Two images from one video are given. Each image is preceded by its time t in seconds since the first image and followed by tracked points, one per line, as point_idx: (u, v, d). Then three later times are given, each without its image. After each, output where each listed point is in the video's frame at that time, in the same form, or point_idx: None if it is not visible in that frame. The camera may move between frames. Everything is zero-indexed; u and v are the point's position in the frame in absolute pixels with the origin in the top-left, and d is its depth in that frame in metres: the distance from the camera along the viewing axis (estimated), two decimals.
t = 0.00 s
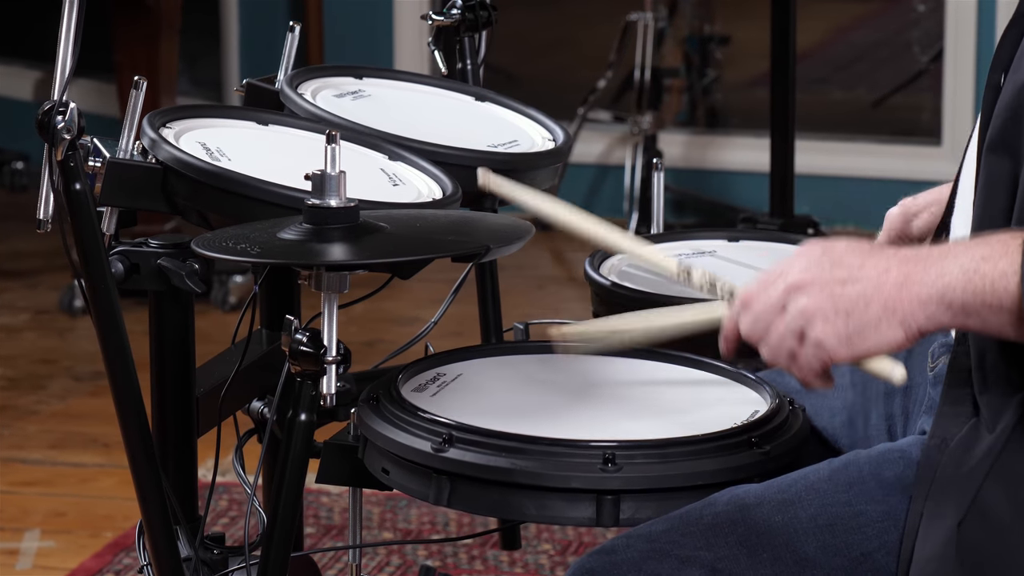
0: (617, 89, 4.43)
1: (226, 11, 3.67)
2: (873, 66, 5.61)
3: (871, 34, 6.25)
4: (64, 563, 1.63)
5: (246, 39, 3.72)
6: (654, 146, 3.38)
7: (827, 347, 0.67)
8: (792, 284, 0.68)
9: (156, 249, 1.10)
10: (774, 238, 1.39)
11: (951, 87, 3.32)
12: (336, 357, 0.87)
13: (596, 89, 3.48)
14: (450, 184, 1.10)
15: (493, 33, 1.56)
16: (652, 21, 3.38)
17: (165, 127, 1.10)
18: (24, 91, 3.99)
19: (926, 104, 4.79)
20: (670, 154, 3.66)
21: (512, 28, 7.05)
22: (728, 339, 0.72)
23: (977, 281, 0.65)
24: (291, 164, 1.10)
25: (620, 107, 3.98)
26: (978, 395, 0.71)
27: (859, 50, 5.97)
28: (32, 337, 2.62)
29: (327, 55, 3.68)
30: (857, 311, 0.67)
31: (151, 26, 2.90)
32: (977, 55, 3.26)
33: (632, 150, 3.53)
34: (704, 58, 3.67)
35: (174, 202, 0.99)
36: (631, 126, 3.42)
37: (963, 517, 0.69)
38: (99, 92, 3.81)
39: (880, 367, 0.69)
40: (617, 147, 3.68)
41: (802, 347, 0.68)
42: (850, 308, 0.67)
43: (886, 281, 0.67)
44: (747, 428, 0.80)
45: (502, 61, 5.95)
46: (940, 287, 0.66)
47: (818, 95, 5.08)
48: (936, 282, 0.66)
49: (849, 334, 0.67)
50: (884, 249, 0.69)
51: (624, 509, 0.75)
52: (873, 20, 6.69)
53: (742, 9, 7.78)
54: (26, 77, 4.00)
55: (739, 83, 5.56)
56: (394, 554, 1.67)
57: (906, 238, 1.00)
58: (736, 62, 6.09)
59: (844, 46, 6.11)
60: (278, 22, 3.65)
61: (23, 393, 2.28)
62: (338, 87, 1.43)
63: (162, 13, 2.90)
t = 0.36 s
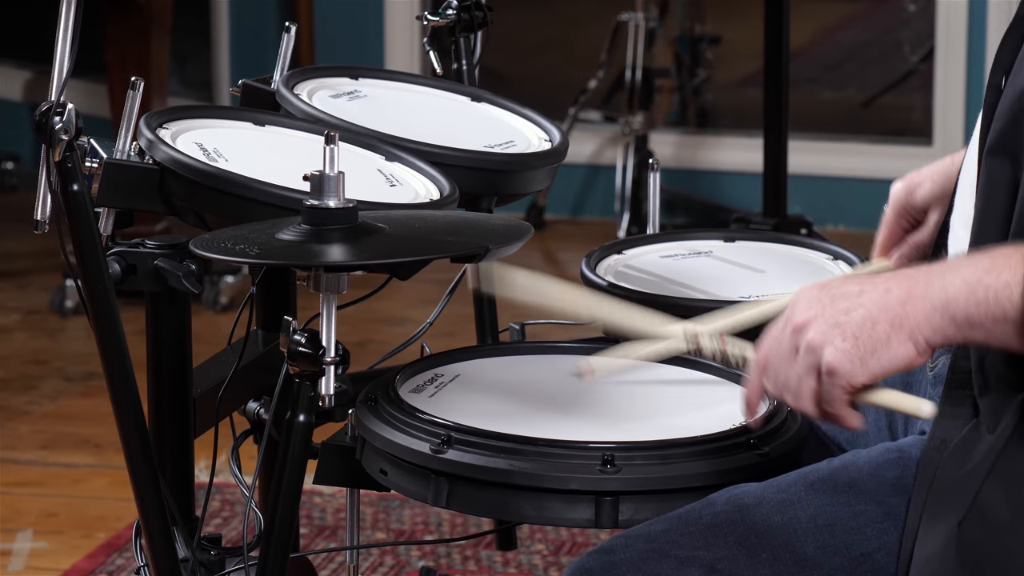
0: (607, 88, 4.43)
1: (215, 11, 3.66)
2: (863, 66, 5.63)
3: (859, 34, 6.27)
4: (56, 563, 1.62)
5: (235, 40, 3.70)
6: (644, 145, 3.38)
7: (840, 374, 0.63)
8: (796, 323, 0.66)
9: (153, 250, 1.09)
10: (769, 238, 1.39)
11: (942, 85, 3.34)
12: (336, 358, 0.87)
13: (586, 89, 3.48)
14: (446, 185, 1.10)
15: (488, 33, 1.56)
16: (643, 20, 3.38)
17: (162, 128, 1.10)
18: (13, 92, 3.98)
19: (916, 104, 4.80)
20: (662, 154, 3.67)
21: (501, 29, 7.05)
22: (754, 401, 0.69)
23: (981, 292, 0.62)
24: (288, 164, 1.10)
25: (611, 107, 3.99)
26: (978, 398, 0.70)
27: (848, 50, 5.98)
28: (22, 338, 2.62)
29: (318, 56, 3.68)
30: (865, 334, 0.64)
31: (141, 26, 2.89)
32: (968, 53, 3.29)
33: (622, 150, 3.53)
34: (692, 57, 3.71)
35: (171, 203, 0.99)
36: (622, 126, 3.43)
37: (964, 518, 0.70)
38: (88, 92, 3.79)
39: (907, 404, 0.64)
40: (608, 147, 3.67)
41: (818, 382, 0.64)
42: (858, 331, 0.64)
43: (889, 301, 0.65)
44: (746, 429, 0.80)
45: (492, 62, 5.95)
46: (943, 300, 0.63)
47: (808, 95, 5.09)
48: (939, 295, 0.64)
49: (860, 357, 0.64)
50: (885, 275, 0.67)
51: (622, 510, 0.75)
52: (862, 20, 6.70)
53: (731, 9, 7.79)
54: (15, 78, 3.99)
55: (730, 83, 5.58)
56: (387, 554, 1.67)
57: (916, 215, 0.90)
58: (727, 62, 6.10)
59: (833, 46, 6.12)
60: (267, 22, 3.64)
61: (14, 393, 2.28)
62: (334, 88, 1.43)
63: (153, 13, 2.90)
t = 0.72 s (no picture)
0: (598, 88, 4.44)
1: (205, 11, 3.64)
2: (851, 66, 5.64)
3: (848, 34, 6.28)
4: (49, 564, 1.62)
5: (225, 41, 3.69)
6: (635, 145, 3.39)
7: (830, 334, 0.69)
8: (818, 259, 0.68)
9: (149, 251, 1.10)
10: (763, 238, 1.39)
11: (932, 85, 3.34)
12: (331, 359, 0.87)
13: (577, 89, 3.48)
14: (442, 186, 1.10)
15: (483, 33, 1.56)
16: (634, 21, 3.38)
17: (158, 129, 1.10)
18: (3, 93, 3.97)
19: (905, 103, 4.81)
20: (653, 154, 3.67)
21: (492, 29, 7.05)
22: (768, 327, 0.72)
23: (990, 307, 0.67)
24: (284, 166, 1.10)
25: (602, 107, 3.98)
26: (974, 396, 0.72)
27: (838, 49, 5.99)
28: (13, 338, 2.61)
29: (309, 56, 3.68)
30: (871, 310, 0.68)
31: (132, 26, 2.89)
32: (958, 53, 3.30)
33: (613, 150, 3.54)
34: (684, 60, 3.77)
35: (167, 204, 0.99)
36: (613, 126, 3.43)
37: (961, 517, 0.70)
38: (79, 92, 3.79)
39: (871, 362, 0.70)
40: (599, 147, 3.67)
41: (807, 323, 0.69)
42: (864, 306, 0.68)
43: (905, 292, 0.68)
44: (741, 430, 0.79)
45: (483, 63, 5.95)
46: (954, 310, 0.68)
47: (799, 95, 5.09)
48: (950, 303, 0.68)
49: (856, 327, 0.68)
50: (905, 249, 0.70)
51: (619, 511, 0.75)
52: (851, 20, 6.71)
53: (720, 9, 7.81)
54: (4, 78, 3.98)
55: (720, 82, 5.59)
56: (380, 555, 1.67)
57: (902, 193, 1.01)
58: (716, 62, 6.11)
59: (823, 46, 6.13)
60: (258, 23, 3.63)
61: (6, 394, 2.27)
62: (329, 88, 1.43)
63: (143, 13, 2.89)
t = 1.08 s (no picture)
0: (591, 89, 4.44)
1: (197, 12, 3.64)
2: (843, 66, 5.65)
3: (841, 34, 6.28)
4: (43, 565, 1.62)
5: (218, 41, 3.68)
6: (629, 145, 3.39)
7: (874, 410, 0.71)
8: (831, 351, 0.72)
9: (148, 252, 1.10)
10: (761, 238, 1.39)
11: (924, 84, 3.34)
12: (333, 360, 0.87)
13: (569, 90, 3.48)
14: (442, 186, 1.10)
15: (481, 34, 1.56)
16: (626, 21, 3.39)
17: (156, 129, 1.10)
18: None
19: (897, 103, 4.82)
20: (646, 154, 3.67)
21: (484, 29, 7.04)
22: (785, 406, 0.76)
23: (1009, 330, 0.68)
24: (282, 167, 1.09)
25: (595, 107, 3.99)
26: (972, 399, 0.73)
27: (829, 50, 6.00)
28: (6, 339, 2.61)
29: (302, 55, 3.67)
30: (898, 373, 0.71)
31: (125, 27, 2.89)
32: (951, 54, 3.30)
33: (606, 150, 3.54)
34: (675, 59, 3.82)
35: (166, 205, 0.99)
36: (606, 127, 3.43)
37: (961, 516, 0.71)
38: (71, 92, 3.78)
39: (938, 433, 0.71)
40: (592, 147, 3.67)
41: (854, 411, 0.72)
42: (891, 371, 0.71)
43: (924, 341, 0.71)
44: (742, 431, 0.79)
45: (476, 63, 5.94)
46: (975, 342, 0.70)
47: (791, 95, 5.09)
48: (970, 336, 0.70)
49: (894, 395, 0.71)
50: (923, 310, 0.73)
51: (620, 512, 0.75)
52: (842, 20, 6.72)
53: (712, 8, 7.82)
54: None
55: (712, 82, 5.59)
56: (375, 556, 1.67)
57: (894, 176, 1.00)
58: (709, 62, 6.12)
59: (815, 46, 6.14)
60: (250, 23, 3.62)
61: None
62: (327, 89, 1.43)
63: (137, 14, 2.89)
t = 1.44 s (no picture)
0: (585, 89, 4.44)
1: (191, 12, 3.64)
2: (836, 66, 5.65)
3: (833, 34, 6.30)
4: (40, 567, 1.62)
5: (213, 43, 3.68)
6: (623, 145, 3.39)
7: (878, 420, 0.67)
8: (822, 374, 0.68)
9: (148, 254, 1.09)
10: (761, 239, 1.38)
11: (918, 84, 3.34)
12: (336, 361, 0.87)
13: (564, 90, 3.48)
14: (442, 187, 1.10)
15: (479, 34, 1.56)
16: (620, 22, 3.39)
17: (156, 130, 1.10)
18: None
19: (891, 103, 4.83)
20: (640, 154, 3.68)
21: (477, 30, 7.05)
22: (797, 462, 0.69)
23: (996, 311, 0.66)
24: (283, 167, 1.09)
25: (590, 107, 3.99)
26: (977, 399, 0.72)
27: (822, 50, 6.01)
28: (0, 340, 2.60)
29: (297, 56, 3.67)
30: (890, 375, 0.68)
31: (119, 27, 2.89)
32: (945, 54, 3.30)
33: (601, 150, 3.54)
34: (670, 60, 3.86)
35: (167, 206, 0.98)
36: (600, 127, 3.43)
37: (966, 519, 0.70)
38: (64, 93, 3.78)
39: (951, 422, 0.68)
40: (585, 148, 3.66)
41: (857, 430, 0.68)
42: (884, 374, 0.68)
43: (907, 337, 0.68)
44: (744, 433, 0.79)
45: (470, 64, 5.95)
46: (962, 324, 0.67)
47: (785, 95, 5.10)
48: (956, 321, 0.68)
49: (891, 398, 0.67)
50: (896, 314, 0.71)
51: (622, 513, 0.75)
52: (835, 20, 6.73)
53: (705, 8, 7.82)
54: None
55: (705, 82, 5.60)
56: (372, 557, 1.67)
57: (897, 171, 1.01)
58: (703, 62, 6.12)
59: (808, 46, 6.15)
60: (245, 23, 3.62)
61: None
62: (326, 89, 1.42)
63: (131, 14, 2.89)
